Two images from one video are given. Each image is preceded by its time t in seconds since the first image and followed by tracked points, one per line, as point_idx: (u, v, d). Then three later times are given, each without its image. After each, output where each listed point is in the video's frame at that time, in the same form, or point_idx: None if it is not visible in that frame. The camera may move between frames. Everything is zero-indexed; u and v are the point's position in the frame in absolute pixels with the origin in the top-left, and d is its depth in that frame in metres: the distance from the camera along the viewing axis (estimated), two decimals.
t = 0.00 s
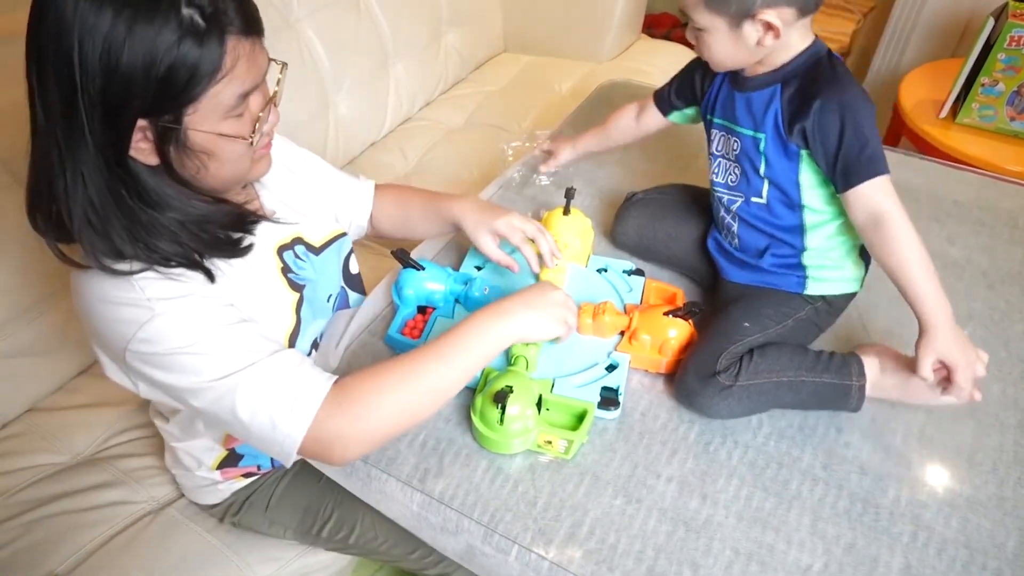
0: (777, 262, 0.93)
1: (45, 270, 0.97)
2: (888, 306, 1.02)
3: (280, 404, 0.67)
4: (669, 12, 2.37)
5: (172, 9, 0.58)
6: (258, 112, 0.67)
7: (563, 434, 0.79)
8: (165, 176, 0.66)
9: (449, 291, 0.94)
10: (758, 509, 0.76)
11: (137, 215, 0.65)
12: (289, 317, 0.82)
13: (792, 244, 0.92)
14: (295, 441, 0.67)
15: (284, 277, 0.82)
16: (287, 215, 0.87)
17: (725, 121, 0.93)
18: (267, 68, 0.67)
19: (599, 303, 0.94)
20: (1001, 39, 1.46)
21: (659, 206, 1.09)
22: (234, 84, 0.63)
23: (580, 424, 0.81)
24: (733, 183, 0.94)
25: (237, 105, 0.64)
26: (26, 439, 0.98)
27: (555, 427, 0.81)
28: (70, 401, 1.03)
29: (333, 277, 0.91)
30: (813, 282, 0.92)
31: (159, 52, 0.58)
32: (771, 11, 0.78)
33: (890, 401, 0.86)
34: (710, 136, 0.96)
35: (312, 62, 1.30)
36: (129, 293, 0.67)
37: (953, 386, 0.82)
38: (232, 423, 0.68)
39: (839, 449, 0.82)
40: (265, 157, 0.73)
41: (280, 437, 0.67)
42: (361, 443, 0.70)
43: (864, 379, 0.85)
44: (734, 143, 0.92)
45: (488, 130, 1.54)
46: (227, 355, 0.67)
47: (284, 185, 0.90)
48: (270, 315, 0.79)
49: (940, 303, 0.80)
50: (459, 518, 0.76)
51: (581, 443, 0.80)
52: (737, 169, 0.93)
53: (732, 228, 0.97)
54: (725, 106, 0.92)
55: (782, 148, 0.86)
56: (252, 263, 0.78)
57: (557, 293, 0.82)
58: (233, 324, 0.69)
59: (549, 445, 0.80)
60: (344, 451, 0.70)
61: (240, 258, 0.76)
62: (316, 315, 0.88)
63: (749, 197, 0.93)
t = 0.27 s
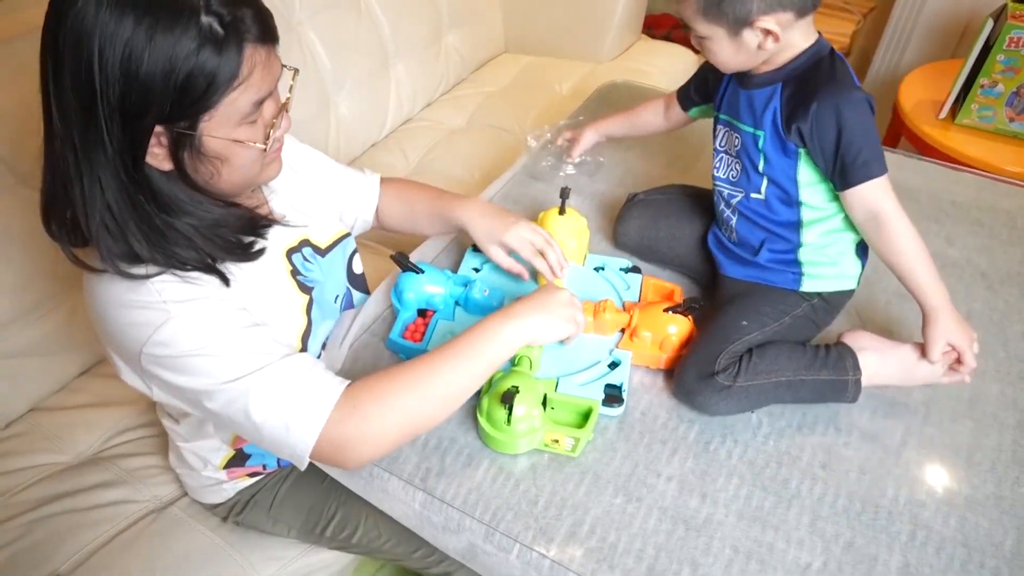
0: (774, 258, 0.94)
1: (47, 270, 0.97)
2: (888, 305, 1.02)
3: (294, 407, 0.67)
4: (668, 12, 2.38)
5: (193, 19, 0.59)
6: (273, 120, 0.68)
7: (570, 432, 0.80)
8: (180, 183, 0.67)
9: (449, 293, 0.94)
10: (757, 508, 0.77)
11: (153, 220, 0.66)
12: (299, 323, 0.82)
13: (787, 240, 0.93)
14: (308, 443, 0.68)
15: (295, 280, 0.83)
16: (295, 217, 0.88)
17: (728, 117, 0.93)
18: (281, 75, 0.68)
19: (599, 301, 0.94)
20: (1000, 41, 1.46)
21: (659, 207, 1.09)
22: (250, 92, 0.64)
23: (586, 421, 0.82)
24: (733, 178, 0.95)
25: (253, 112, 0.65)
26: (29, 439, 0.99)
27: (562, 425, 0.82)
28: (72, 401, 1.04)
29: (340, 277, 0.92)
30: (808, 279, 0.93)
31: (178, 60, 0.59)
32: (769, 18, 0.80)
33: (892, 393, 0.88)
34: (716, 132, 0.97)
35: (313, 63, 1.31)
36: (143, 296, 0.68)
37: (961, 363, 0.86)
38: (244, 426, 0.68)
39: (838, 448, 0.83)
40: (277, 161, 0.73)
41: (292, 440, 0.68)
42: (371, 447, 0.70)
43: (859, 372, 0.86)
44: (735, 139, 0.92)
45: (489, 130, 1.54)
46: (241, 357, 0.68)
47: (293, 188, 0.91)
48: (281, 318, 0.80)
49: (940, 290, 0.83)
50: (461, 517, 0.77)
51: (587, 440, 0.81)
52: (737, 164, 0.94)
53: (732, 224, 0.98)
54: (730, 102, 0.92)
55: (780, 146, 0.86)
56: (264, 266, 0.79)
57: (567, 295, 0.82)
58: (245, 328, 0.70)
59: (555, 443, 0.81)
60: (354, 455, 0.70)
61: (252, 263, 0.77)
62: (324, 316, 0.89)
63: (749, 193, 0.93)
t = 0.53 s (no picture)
0: (782, 263, 0.93)
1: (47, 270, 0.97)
2: (889, 307, 1.02)
3: (278, 426, 0.67)
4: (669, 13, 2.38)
5: (192, 27, 0.58)
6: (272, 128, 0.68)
7: (570, 433, 0.80)
8: (177, 188, 0.66)
9: (449, 294, 0.94)
10: (758, 509, 0.77)
11: (149, 229, 0.66)
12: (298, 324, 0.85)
13: (798, 246, 0.92)
14: (293, 462, 0.67)
15: (293, 284, 0.85)
16: (296, 220, 0.89)
17: (750, 116, 0.92)
18: (280, 83, 0.67)
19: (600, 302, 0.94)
20: (1001, 41, 1.47)
21: (660, 208, 1.09)
22: (249, 102, 0.64)
23: (586, 422, 0.82)
24: (749, 180, 0.94)
25: (251, 121, 0.65)
26: (30, 439, 0.99)
27: (563, 426, 0.82)
28: (73, 401, 1.04)
29: (341, 280, 0.94)
30: (815, 286, 0.92)
31: (177, 69, 0.58)
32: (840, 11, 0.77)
33: (892, 405, 0.87)
34: (736, 130, 0.96)
35: (313, 63, 1.31)
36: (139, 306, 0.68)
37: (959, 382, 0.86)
38: (232, 440, 0.68)
39: (839, 449, 0.83)
40: (276, 166, 0.73)
41: (277, 458, 0.67)
42: (357, 469, 0.70)
43: (860, 384, 0.85)
44: (756, 140, 0.91)
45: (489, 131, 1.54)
46: (233, 374, 0.68)
47: (298, 186, 0.90)
48: (280, 326, 0.83)
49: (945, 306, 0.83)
50: (461, 518, 0.77)
51: (588, 441, 0.81)
52: (754, 165, 0.93)
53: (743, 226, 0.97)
54: (754, 102, 0.91)
55: (804, 151, 0.85)
56: (259, 274, 0.81)
57: (554, 285, 0.79)
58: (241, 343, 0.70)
59: (556, 444, 0.81)
60: (341, 477, 0.70)
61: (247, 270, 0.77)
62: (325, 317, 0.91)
63: (763, 196, 0.92)
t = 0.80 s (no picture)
0: (792, 271, 0.92)
1: (46, 271, 0.97)
2: (890, 308, 1.01)
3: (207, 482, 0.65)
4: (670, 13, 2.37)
5: (195, 37, 0.58)
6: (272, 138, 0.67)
7: (570, 436, 0.79)
8: (172, 197, 0.67)
9: (449, 297, 0.92)
10: (758, 512, 0.76)
11: (142, 237, 0.66)
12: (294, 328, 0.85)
13: (812, 256, 0.91)
14: (210, 519, 0.65)
15: (290, 291, 0.84)
16: (294, 223, 0.87)
17: (774, 121, 0.90)
18: (281, 93, 0.67)
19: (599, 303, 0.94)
20: (1002, 42, 1.46)
21: (662, 209, 1.09)
22: (249, 113, 0.64)
23: (586, 425, 0.81)
24: (768, 186, 0.92)
25: (251, 132, 0.65)
26: (28, 440, 0.98)
27: (563, 428, 0.82)
28: (72, 402, 1.04)
29: (342, 283, 0.94)
30: (823, 294, 0.91)
31: (179, 77, 0.58)
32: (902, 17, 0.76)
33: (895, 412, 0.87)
34: (758, 133, 0.93)
35: (314, 63, 1.30)
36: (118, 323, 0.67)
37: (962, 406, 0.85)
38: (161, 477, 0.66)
39: (840, 452, 0.82)
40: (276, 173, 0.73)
41: (197, 511, 0.65)
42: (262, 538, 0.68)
43: (865, 395, 0.84)
44: (781, 147, 0.89)
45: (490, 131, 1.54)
46: (197, 417, 0.66)
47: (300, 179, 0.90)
48: (275, 334, 0.82)
49: (961, 329, 0.83)
50: (460, 521, 0.76)
51: (588, 443, 0.81)
52: (775, 172, 0.91)
53: (757, 232, 0.95)
54: (782, 108, 0.88)
55: (834, 165, 0.84)
56: (254, 287, 0.80)
57: (444, 333, 0.73)
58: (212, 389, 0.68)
59: (555, 447, 0.80)
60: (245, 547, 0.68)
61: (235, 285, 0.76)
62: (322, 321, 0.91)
63: (782, 204, 0.91)
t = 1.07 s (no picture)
0: (798, 274, 0.92)
1: (44, 271, 0.97)
2: (889, 308, 1.01)
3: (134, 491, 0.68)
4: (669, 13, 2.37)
5: (194, 50, 0.59)
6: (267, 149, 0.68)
7: (570, 438, 0.79)
8: (164, 202, 0.68)
9: (449, 298, 0.93)
10: (756, 513, 0.76)
11: (131, 242, 0.68)
12: (284, 325, 0.85)
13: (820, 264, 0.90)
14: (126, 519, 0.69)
15: (280, 295, 0.84)
16: (289, 224, 0.87)
17: (793, 124, 0.89)
18: (278, 104, 0.68)
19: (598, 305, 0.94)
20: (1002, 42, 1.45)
21: (663, 210, 1.08)
22: (244, 126, 0.65)
23: (586, 428, 0.81)
24: (780, 191, 0.91)
25: (246, 143, 0.66)
26: (26, 439, 0.98)
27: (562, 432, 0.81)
28: (70, 402, 1.03)
29: (340, 284, 0.95)
30: (828, 297, 0.91)
31: (176, 88, 0.59)
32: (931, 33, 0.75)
33: (894, 415, 0.86)
34: (775, 136, 0.92)
35: (313, 63, 1.30)
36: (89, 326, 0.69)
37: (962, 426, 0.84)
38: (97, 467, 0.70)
39: (838, 453, 0.82)
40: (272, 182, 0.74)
41: (118, 509, 0.69)
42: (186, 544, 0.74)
43: (865, 398, 0.84)
44: (797, 152, 0.88)
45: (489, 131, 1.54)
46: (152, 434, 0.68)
47: (300, 175, 0.90)
48: (264, 337, 0.82)
49: (963, 346, 0.82)
50: (457, 521, 0.76)
51: (587, 447, 0.80)
52: (789, 177, 0.90)
53: (764, 236, 0.94)
54: (802, 112, 0.87)
55: (852, 175, 0.83)
56: (246, 292, 0.80)
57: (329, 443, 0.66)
58: (164, 405, 0.69)
59: (555, 450, 0.80)
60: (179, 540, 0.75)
61: (219, 294, 0.77)
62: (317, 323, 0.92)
63: (794, 210, 0.90)
